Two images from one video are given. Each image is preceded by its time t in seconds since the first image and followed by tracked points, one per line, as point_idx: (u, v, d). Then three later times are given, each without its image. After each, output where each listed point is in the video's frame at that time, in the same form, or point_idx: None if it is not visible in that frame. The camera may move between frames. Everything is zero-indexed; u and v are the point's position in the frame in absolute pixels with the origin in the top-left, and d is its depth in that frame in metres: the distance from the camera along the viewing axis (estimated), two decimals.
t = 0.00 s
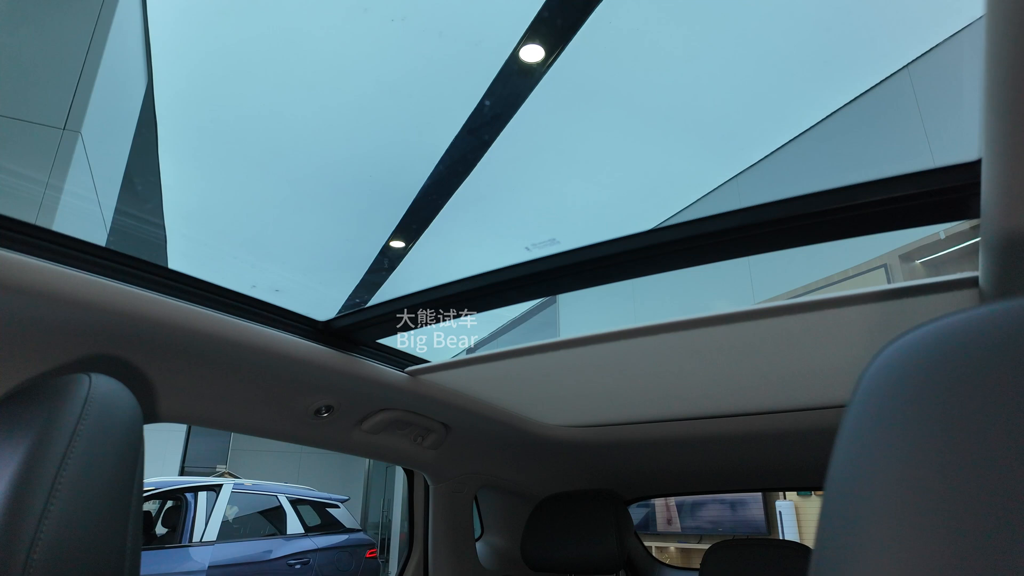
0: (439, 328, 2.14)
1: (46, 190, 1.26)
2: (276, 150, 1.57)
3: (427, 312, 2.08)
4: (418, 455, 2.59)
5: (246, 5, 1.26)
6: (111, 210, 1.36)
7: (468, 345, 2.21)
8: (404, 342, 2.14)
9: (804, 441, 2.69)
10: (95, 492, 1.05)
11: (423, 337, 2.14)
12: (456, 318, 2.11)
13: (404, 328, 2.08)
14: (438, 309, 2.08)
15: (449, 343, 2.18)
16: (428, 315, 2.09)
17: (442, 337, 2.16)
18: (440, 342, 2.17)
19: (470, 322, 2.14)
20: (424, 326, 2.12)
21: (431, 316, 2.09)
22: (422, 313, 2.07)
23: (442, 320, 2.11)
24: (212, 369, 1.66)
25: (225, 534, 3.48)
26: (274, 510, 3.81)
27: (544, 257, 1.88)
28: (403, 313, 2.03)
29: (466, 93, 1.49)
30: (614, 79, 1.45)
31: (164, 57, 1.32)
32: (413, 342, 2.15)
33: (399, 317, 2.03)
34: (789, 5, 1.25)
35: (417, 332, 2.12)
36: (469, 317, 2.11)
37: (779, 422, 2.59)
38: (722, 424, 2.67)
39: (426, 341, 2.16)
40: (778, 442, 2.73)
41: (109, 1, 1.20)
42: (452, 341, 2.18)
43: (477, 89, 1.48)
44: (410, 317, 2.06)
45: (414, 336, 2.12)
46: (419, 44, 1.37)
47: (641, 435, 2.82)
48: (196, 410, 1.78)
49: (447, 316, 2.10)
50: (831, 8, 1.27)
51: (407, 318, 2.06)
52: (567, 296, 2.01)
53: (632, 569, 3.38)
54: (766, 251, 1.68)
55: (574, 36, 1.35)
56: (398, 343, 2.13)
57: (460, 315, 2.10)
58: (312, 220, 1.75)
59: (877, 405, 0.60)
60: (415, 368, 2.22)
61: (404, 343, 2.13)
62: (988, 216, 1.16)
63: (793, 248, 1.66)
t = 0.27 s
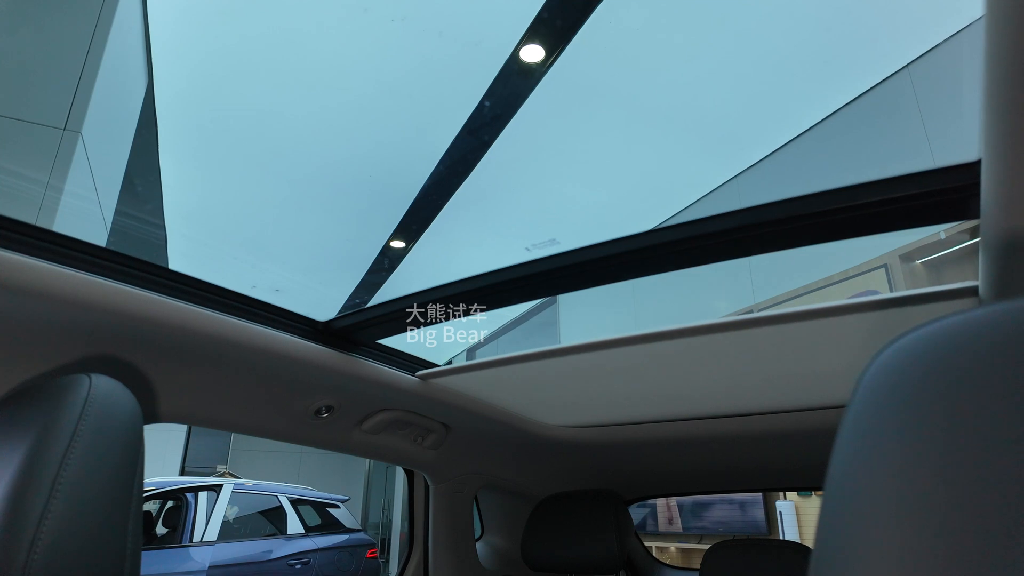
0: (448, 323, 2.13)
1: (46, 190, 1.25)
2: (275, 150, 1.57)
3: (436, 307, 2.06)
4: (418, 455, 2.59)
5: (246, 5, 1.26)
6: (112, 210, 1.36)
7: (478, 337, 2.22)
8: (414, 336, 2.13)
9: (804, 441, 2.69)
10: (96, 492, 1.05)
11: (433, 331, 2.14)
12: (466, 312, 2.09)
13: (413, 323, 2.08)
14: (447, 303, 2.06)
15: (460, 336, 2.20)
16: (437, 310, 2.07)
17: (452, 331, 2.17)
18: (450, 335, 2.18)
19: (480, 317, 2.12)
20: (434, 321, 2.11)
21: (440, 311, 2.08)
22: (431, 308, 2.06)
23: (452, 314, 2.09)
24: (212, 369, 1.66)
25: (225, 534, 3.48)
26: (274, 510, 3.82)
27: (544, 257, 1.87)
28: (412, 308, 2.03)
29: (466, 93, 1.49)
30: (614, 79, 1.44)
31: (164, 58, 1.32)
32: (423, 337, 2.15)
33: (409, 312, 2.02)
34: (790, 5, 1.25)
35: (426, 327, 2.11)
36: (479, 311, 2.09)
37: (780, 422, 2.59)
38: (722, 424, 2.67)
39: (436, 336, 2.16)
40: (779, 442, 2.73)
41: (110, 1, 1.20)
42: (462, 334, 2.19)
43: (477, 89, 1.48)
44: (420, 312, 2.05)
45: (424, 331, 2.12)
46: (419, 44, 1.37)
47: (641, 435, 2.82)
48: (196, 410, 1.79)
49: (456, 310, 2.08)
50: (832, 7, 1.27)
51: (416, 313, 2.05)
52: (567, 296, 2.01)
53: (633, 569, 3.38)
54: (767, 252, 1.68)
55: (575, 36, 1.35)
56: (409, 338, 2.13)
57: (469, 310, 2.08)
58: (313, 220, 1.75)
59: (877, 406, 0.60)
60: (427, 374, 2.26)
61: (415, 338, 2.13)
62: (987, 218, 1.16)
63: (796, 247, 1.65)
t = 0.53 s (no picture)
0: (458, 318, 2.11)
1: (47, 190, 1.26)
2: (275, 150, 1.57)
3: (446, 302, 2.04)
4: (418, 455, 2.59)
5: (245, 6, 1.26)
6: (112, 210, 1.36)
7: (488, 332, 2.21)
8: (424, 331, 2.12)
9: (805, 441, 2.69)
10: (96, 493, 1.05)
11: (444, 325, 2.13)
12: (477, 306, 2.06)
13: (423, 318, 2.07)
14: (457, 298, 2.03)
15: (471, 330, 2.18)
16: (448, 305, 2.05)
17: (462, 325, 2.15)
18: (461, 330, 2.17)
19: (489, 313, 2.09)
20: (444, 316, 2.09)
21: (450, 306, 2.06)
22: (441, 302, 2.04)
23: (461, 310, 2.07)
24: (213, 369, 1.66)
25: (225, 534, 3.48)
26: (275, 510, 3.82)
27: (544, 257, 1.87)
28: (422, 302, 2.01)
29: (466, 93, 1.49)
30: (614, 78, 1.44)
31: (164, 58, 1.32)
32: (433, 332, 2.14)
33: (419, 306, 2.01)
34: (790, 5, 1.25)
35: (437, 322, 2.10)
36: (490, 307, 2.07)
37: (780, 422, 2.59)
38: (722, 424, 2.67)
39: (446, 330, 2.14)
40: (779, 442, 2.73)
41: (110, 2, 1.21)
42: (472, 329, 2.18)
43: (477, 89, 1.48)
44: (429, 307, 2.04)
45: (434, 325, 2.11)
46: (419, 44, 1.37)
47: (641, 435, 2.82)
48: (196, 410, 1.78)
49: (467, 305, 2.06)
50: (832, 7, 1.27)
51: (426, 307, 2.04)
52: (567, 296, 2.01)
53: (633, 569, 3.38)
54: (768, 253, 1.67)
55: (575, 36, 1.35)
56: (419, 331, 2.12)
57: (479, 305, 2.05)
58: (313, 220, 1.75)
59: (876, 406, 0.60)
60: (437, 377, 2.31)
61: (425, 332, 2.12)
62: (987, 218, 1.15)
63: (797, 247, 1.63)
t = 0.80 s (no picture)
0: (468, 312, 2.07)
1: (47, 191, 1.25)
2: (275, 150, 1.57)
3: (455, 296, 1.99)
4: (418, 455, 2.59)
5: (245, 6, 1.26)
6: (112, 210, 1.36)
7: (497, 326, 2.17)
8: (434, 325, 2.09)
9: (805, 441, 2.69)
10: (95, 494, 1.05)
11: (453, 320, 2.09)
12: (486, 302, 2.02)
13: (432, 312, 2.03)
14: (466, 292, 1.99)
15: (480, 325, 2.15)
16: (457, 300, 2.01)
17: (471, 320, 2.11)
18: (469, 324, 2.14)
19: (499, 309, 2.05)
20: (453, 311, 2.05)
21: (459, 301, 2.01)
22: (450, 297, 2.00)
23: (471, 305, 2.02)
24: (213, 369, 1.66)
25: (225, 534, 3.48)
26: (275, 510, 3.82)
27: (544, 257, 1.86)
28: (431, 296, 1.97)
29: (466, 94, 1.49)
30: (614, 79, 1.44)
31: (164, 58, 1.32)
32: (443, 326, 2.11)
33: (428, 301, 1.98)
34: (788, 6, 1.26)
35: (446, 316, 2.06)
36: (500, 302, 2.02)
37: (780, 421, 2.59)
38: (722, 424, 2.67)
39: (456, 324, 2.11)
40: (779, 442, 2.73)
41: (110, 2, 1.21)
42: (481, 323, 2.14)
43: (477, 89, 1.48)
44: (439, 302, 1.99)
45: (443, 319, 2.07)
46: (418, 44, 1.37)
47: (641, 435, 2.82)
48: (196, 410, 1.78)
49: (476, 300, 2.01)
50: (831, 6, 1.27)
51: (436, 302, 2.00)
52: (567, 296, 2.01)
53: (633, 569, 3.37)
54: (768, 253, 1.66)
55: (575, 36, 1.35)
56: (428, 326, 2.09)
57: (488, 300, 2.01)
58: (313, 220, 1.75)
59: (875, 406, 0.60)
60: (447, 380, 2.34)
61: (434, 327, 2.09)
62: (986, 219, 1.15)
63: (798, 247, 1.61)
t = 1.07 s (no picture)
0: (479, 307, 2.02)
1: (48, 191, 1.24)
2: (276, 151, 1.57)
3: (465, 291, 1.95)
4: (418, 455, 2.58)
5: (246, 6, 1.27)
6: (113, 210, 1.35)
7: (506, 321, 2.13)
8: (443, 320, 2.06)
9: (805, 441, 2.69)
10: (96, 494, 1.05)
11: (462, 314, 2.05)
12: (495, 297, 1.97)
13: (441, 307, 1.98)
14: (476, 287, 1.95)
15: (489, 320, 2.11)
16: (466, 294, 1.97)
17: (480, 315, 2.07)
18: (478, 319, 2.10)
19: (509, 304, 2.01)
20: (463, 305, 2.01)
21: (469, 295, 1.97)
22: (460, 291, 1.96)
23: (481, 300, 1.98)
24: (213, 369, 1.66)
25: (226, 534, 3.49)
26: (275, 510, 3.83)
27: (544, 257, 1.84)
28: (440, 291, 1.94)
29: (466, 93, 1.49)
30: (614, 79, 1.44)
31: (165, 58, 1.33)
32: (452, 320, 2.07)
33: (438, 295, 1.94)
34: (786, 6, 1.26)
35: (456, 310, 2.02)
36: (509, 298, 1.97)
37: (780, 421, 2.59)
38: (722, 424, 2.66)
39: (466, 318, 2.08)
40: (779, 442, 2.73)
41: (110, 3, 1.21)
42: (490, 318, 2.10)
43: (478, 89, 1.48)
44: (449, 296, 1.95)
45: (452, 314, 2.03)
46: (418, 44, 1.37)
47: (641, 435, 2.82)
48: (196, 410, 1.78)
49: (486, 295, 1.96)
50: (830, 6, 1.27)
51: (445, 297, 1.96)
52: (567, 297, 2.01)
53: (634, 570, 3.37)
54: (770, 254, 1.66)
55: (575, 36, 1.35)
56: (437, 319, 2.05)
57: (499, 294, 1.95)
58: (313, 220, 1.76)
59: (875, 407, 0.60)
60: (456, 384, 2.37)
61: (443, 321, 2.05)
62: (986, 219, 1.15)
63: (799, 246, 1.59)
